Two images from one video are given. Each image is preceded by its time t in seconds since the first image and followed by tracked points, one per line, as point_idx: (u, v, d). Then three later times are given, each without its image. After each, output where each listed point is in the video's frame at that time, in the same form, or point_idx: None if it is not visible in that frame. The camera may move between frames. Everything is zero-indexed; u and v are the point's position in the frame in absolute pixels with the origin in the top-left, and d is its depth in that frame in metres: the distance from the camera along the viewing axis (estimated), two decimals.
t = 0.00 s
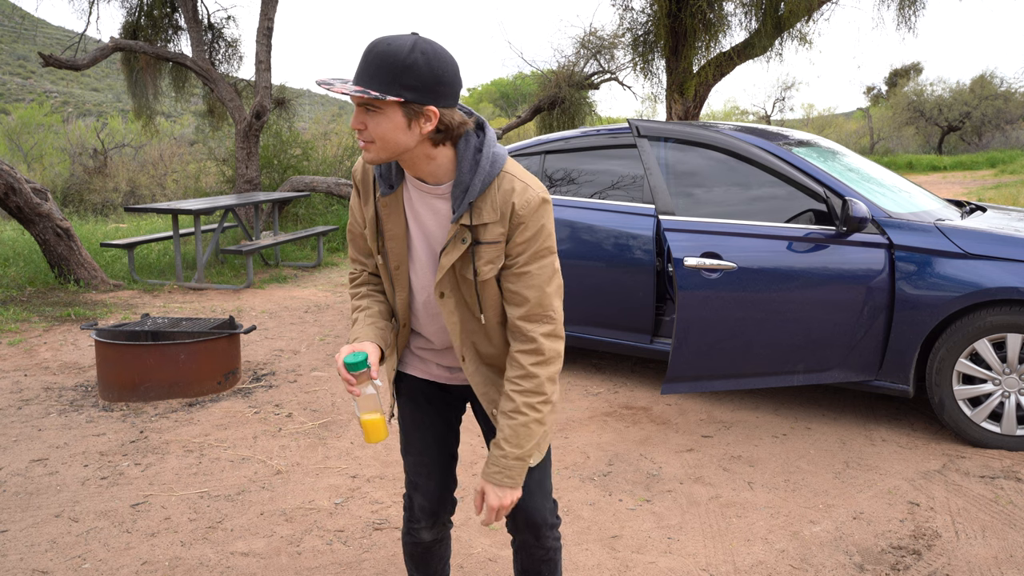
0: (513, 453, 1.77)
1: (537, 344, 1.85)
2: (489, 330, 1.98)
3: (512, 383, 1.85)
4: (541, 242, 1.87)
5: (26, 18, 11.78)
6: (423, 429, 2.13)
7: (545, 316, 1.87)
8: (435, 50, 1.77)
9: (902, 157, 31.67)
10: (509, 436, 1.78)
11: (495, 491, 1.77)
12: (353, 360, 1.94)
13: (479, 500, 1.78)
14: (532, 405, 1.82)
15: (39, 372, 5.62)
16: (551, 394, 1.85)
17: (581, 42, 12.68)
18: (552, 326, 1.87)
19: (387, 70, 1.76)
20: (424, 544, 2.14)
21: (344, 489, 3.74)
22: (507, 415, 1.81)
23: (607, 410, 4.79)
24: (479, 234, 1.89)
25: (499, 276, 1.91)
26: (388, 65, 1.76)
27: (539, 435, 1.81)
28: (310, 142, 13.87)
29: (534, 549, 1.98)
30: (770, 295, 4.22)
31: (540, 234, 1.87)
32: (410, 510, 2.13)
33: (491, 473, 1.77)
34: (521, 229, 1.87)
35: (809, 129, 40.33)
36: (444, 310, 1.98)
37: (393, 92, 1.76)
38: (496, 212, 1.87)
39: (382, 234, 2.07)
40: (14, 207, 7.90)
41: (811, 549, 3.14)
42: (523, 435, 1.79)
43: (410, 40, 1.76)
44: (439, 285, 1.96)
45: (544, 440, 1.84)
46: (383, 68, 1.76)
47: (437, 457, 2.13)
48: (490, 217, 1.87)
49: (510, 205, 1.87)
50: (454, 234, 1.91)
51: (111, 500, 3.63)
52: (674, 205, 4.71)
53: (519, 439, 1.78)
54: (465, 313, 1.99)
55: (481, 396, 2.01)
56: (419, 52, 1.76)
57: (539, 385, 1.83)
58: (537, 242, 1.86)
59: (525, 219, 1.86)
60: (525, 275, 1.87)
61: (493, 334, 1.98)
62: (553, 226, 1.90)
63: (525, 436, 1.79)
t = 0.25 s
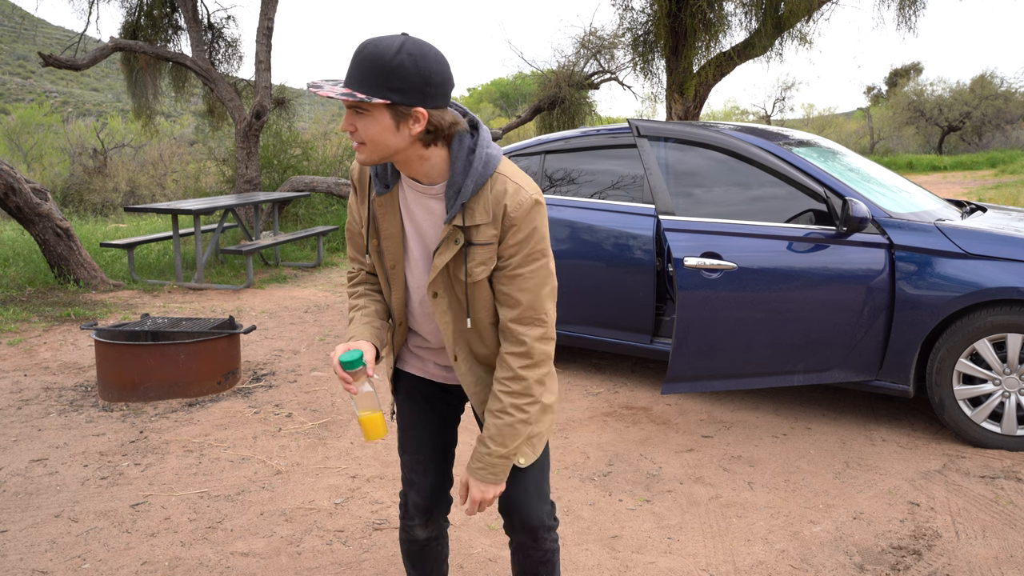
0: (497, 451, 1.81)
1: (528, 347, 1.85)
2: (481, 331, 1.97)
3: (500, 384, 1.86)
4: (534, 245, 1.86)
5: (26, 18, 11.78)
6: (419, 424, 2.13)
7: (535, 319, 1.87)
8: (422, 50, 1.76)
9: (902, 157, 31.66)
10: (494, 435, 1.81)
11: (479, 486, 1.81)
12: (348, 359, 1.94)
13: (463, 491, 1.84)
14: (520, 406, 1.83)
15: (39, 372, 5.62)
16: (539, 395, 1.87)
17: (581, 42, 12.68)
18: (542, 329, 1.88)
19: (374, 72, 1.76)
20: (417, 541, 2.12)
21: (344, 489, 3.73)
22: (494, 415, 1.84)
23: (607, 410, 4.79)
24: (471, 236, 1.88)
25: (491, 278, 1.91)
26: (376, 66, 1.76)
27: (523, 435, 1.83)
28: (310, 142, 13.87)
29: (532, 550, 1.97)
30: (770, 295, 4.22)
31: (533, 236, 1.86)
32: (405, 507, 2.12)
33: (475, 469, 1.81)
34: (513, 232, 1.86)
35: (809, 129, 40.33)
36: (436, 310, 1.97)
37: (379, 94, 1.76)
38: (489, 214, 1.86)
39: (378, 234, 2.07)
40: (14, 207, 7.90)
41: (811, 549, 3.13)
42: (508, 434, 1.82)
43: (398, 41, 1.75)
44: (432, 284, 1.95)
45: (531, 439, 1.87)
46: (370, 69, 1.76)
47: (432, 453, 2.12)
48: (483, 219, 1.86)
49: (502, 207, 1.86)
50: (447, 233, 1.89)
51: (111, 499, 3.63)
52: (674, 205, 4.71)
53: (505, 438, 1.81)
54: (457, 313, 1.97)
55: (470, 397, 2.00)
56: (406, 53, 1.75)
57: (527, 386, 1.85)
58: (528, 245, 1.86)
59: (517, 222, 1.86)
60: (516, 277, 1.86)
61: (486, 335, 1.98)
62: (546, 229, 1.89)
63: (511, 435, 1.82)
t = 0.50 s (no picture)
0: (481, 454, 1.77)
1: (502, 348, 1.77)
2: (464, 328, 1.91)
3: (481, 385, 1.80)
4: (505, 242, 1.76)
5: (26, 18, 11.78)
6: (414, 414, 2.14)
7: (510, 319, 1.77)
8: (369, 50, 1.67)
9: (902, 157, 31.66)
10: (477, 438, 1.77)
11: (465, 487, 1.78)
12: (330, 340, 1.98)
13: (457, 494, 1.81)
14: (500, 408, 1.77)
15: (39, 372, 5.62)
16: (522, 396, 1.78)
17: (581, 42, 12.68)
18: (519, 329, 1.77)
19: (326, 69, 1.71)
20: (404, 529, 2.16)
21: (344, 489, 3.73)
22: (476, 417, 1.79)
23: (607, 410, 4.79)
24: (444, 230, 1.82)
25: (466, 273, 1.84)
26: (329, 64, 1.71)
27: (509, 437, 1.77)
28: (310, 141, 13.87)
29: (531, 558, 1.97)
30: (770, 295, 4.22)
31: (503, 232, 1.76)
32: (391, 495, 2.16)
33: (463, 472, 1.78)
34: (482, 228, 1.77)
35: (809, 129, 40.33)
36: (419, 304, 1.94)
37: (329, 92, 1.70)
38: (457, 209, 1.79)
39: (374, 224, 2.07)
40: (14, 207, 7.90)
41: (811, 549, 3.13)
42: (492, 437, 1.77)
43: (353, 40, 1.69)
44: (414, 279, 1.92)
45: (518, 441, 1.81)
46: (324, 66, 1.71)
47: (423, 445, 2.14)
48: (452, 214, 1.79)
49: (471, 201, 1.78)
50: (424, 228, 1.84)
51: (111, 500, 3.63)
52: (674, 205, 4.71)
53: (488, 442, 1.76)
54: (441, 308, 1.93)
55: (456, 392, 1.96)
56: (352, 53, 1.67)
57: (507, 388, 1.77)
58: (499, 241, 1.76)
59: (484, 217, 1.76)
60: (488, 276, 1.77)
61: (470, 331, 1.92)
62: (521, 222, 1.78)
63: (494, 439, 1.77)
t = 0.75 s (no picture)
0: (433, 450, 1.68)
1: (455, 339, 1.69)
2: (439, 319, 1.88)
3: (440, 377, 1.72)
4: (464, 229, 1.71)
5: (26, 18, 11.78)
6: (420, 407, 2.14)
7: (467, 309, 1.69)
8: (337, 41, 1.74)
9: (902, 157, 31.65)
10: (430, 433, 1.69)
11: (418, 484, 1.71)
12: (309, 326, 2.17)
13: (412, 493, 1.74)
14: (454, 403, 1.67)
15: (39, 372, 5.62)
16: (479, 393, 1.68)
17: (581, 42, 12.67)
18: (475, 320, 1.68)
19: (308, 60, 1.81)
20: (405, 519, 2.18)
21: (344, 489, 3.73)
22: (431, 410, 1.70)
23: (607, 410, 4.79)
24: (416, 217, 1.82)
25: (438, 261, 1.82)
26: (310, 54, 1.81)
27: (465, 436, 1.68)
28: (310, 142, 13.87)
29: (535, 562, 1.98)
30: (769, 295, 4.22)
31: (463, 218, 1.71)
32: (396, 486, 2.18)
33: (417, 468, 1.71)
34: (444, 214, 1.74)
35: (809, 129, 40.33)
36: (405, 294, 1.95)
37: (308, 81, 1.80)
38: (424, 195, 1.78)
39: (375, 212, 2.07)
40: (14, 207, 7.90)
41: (811, 549, 3.13)
42: (444, 434, 1.67)
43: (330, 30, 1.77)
44: (399, 265, 1.93)
45: (476, 441, 1.70)
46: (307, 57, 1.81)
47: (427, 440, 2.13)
48: (420, 200, 1.79)
49: (435, 188, 1.75)
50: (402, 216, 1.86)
51: (111, 500, 3.63)
52: (674, 205, 4.71)
53: (439, 438, 1.67)
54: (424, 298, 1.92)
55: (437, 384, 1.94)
56: (323, 44, 1.76)
57: (461, 382, 1.67)
58: (459, 228, 1.71)
59: (444, 203, 1.73)
60: (448, 264, 1.72)
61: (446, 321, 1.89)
62: (484, 209, 1.71)
63: (448, 436, 1.67)
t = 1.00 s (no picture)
0: (397, 434, 1.71)
1: (433, 330, 1.69)
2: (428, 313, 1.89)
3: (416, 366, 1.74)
4: (449, 223, 1.71)
5: (26, 18, 11.77)
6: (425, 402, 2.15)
7: (446, 301, 1.70)
8: (332, 36, 1.75)
9: (902, 157, 31.64)
10: (396, 418, 1.72)
11: (379, 467, 1.75)
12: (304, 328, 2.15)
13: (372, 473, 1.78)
14: (423, 392, 1.69)
15: (39, 372, 5.62)
16: (449, 385, 1.69)
17: (581, 42, 12.67)
18: (454, 313, 1.69)
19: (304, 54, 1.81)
20: (406, 514, 2.19)
21: (344, 489, 3.73)
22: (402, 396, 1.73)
23: (607, 410, 4.79)
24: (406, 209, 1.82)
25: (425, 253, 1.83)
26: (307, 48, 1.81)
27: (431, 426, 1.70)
28: (310, 142, 13.87)
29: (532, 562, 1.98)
30: (769, 295, 4.22)
31: (449, 212, 1.71)
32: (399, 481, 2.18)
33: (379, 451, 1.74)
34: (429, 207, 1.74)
35: (809, 129, 40.32)
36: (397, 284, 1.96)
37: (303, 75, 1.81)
38: (412, 188, 1.78)
39: (376, 207, 2.03)
40: (14, 207, 7.90)
41: (811, 549, 3.13)
42: (412, 422, 1.70)
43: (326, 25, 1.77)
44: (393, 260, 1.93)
45: (439, 431, 1.72)
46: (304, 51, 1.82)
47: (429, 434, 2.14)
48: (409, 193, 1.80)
49: (423, 181, 1.76)
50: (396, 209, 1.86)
51: (111, 500, 3.63)
52: (673, 205, 4.71)
53: (403, 424, 1.70)
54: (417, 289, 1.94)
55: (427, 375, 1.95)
56: (319, 38, 1.77)
57: (433, 372, 1.69)
58: (444, 222, 1.71)
59: (431, 196, 1.73)
60: (433, 257, 1.73)
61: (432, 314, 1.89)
62: (471, 204, 1.70)
63: (412, 422, 1.70)
